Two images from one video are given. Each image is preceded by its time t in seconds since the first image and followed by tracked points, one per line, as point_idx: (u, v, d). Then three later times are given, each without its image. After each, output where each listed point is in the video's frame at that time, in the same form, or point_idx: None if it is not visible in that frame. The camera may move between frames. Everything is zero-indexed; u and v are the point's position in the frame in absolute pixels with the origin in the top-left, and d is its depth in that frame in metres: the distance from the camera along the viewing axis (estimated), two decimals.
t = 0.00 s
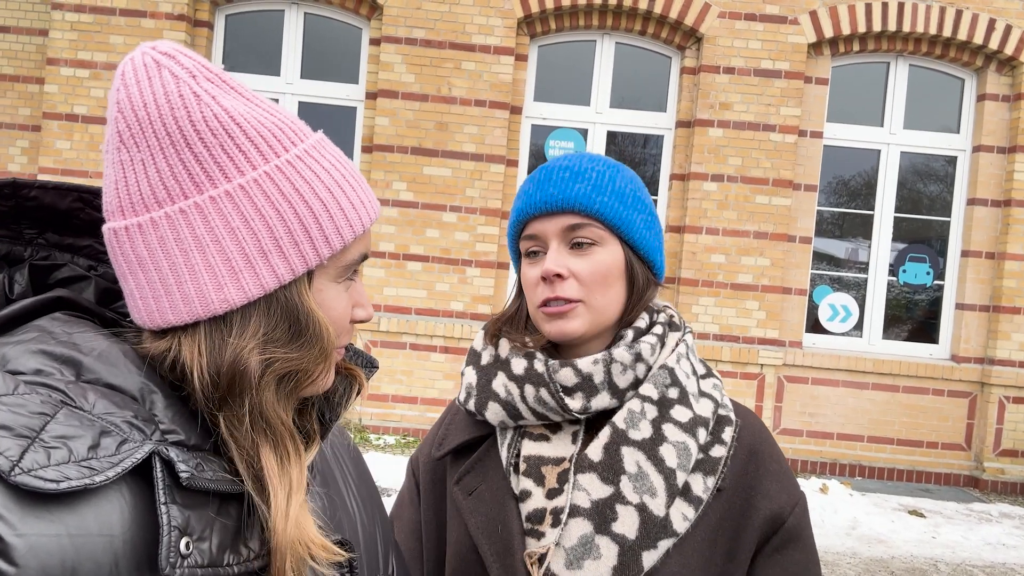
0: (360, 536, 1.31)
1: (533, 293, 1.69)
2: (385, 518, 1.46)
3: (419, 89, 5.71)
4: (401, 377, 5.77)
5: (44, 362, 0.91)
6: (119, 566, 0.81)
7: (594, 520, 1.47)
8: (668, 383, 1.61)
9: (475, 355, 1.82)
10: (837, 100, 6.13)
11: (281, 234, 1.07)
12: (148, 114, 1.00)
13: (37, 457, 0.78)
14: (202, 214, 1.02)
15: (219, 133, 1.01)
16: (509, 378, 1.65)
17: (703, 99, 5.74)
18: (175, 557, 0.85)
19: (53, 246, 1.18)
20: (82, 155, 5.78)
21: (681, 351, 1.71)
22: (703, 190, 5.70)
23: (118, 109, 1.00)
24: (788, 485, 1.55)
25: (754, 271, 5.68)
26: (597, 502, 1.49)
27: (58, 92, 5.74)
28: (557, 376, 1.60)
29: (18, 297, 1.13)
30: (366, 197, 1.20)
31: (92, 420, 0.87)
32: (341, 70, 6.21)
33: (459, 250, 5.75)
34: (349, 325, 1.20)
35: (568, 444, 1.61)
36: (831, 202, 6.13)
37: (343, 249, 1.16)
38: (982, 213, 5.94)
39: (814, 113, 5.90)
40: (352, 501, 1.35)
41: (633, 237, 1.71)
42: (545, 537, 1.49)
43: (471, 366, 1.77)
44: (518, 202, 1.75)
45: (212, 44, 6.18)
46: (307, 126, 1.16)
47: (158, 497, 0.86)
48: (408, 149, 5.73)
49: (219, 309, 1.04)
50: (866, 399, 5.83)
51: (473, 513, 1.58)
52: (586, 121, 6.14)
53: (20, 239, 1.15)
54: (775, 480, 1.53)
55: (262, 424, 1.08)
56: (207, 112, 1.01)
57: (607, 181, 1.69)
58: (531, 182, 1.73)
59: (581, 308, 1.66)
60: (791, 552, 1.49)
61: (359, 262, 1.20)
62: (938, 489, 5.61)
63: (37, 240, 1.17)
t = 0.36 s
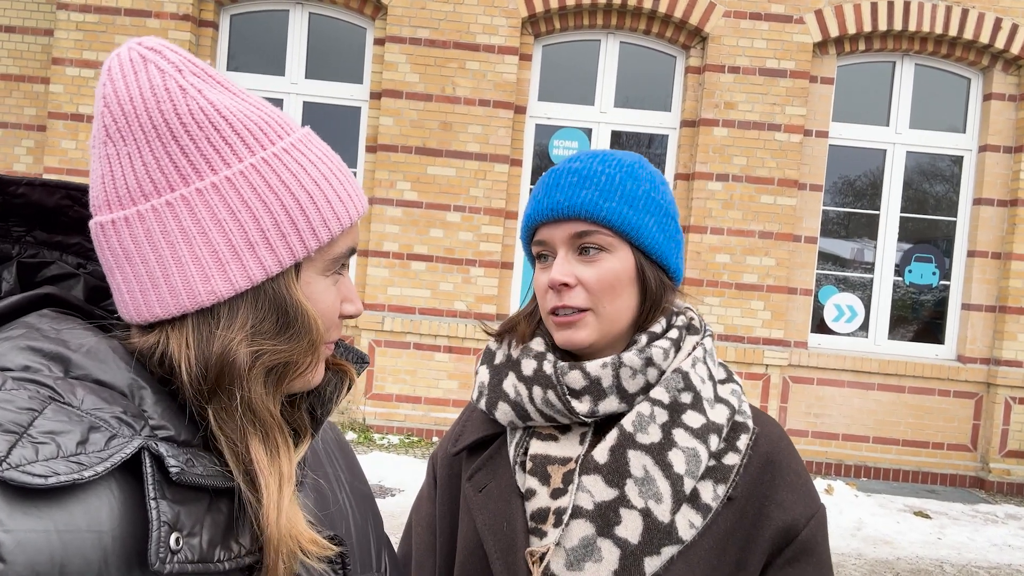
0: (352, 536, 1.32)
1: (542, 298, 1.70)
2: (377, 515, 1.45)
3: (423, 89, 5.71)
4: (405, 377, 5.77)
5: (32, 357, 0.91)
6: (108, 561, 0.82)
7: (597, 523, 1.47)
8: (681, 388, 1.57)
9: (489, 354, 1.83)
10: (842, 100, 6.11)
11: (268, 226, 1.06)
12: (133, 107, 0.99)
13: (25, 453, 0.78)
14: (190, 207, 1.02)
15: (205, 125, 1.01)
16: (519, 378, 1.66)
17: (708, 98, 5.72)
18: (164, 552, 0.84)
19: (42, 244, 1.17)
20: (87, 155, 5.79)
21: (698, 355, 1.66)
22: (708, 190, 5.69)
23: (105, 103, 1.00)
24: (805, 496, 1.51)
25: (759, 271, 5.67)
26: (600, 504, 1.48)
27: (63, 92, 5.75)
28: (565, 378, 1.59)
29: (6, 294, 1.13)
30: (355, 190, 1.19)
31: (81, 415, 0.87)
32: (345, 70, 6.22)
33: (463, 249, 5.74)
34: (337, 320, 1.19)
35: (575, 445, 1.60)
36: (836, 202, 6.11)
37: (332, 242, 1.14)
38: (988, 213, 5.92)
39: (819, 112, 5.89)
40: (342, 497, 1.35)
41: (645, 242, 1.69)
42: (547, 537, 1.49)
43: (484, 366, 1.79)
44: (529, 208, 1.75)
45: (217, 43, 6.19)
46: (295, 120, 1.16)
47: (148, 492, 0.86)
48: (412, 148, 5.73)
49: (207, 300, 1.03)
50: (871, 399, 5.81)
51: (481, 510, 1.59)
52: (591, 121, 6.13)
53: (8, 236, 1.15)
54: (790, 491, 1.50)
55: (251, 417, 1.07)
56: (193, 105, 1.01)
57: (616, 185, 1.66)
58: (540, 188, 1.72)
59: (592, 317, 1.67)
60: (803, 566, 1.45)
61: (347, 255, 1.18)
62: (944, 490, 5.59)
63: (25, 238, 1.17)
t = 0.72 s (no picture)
0: (360, 538, 1.31)
1: (546, 304, 1.70)
2: (383, 520, 1.46)
3: (425, 88, 5.71)
4: (407, 376, 5.77)
5: (41, 362, 0.91)
6: (116, 566, 0.82)
7: (601, 532, 1.47)
8: (687, 395, 1.57)
9: (491, 358, 1.83)
10: (845, 99, 6.10)
11: (274, 230, 1.06)
12: (143, 112, 1.00)
13: (35, 457, 0.78)
14: (197, 210, 1.02)
15: (212, 129, 1.01)
16: (523, 385, 1.65)
17: (710, 98, 5.72)
18: (172, 557, 0.85)
19: (52, 248, 1.18)
20: (90, 154, 5.80)
21: (704, 361, 1.66)
22: (710, 190, 5.68)
23: (115, 108, 1.01)
24: (810, 505, 1.50)
25: (761, 270, 5.66)
26: (604, 514, 1.48)
27: (66, 91, 5.76)
28: (569, 385, 1.59)
29: (16, 299, 1.13)
30: (364, 196, 1.19)
31: (90, 420, 0.87)
32: (347, 69, 6.22)
33: (465, 249, 5.74)
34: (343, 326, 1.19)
35: (579, 452, 1.61)
36: (839, 202, 6.10)
37: (338, 247, 1.14)
38: (991, 212, 5.90)
39: (822, 112, 5.88)
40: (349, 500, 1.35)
41: (649, 247, 1.68)
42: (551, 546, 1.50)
43: (487, 370, 1.79)
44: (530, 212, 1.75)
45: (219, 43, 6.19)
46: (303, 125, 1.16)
47: (157, 497, 0.86)
48: (414, 148, 5.73)
49: (213, 303, 1.03)
50: (874, 400, 5.81)
51: (484, 516, 1.59)
52: (593, 120, 6.13)
53: (19, 240, 1.15)
54: (796, 499, 1.49)
55: (257, 420, 1.07)
56: (202, 109, 1.01)
57: (619, 189, 1.66)
58: (542, 191, 1.73)
59: (594, 324, 1.67)
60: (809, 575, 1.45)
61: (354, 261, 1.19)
62: (946, 490, 5.58)
63: (35, 241, 1.17)
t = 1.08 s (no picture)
0: (362, 537, 1.31)
1: (550, 304, 1.69)
2: (386, 518, 1.46)
3: (427, 87, 5.70)
4: (408, 375, 5.77)
5: (45, 359, 0.91)
6: (119, 562, 0.82)
7: (606, 531, 1.47)
8: (690, 396, 1.57)
9: (492, 357, 1.82)
10: (847, 98, 6.09)
11: (265, 223, 1.05)
12: (139, 105, 1.01)
13: (38, 454, 0.78)
14: (189, 203, 1.02)
15: (206, 123, 1.02)
16: (526, 384, 1.65)
17: (712, 97, 5.71)
18: (174, 554, 0.85)
19: (57, 246, 1.17)
20: (91, 152, 5.80)
21: (706, 360, 1.66)
22: (712, 189, 5.68)
23: (115, 102, 1.02)
24: (810, 504, 1.51)
25: (763, 270, 5.66)
26: (609, 513, 1.48)
27: (68, 90, 5.76)
28: (573, 385, 1.59)
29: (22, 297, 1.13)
30: (365, 197, 1.18)
31: (93, 417, 0.87)
32: (349, 67, 6.21)
33: (466, 247, 5.74)
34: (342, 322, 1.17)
35: (583, 452, 1.60)
36: (841, 201, 6.09)
37: (332, 241, 1.12)
38: (993, 212, 5.90)
39: (824, 111, 5.87)
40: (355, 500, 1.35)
41: (653, 247, 1.68)
42: (555, 545, 1.49)
43: (488, 369, 1.78)
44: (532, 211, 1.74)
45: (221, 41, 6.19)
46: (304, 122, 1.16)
47: (159, 494, 0.86)
48: (416, 146, 5.73)
49: (203, 295, 1.02)
50: (875, 399, 5.80)
51: (485, 515, 1.59)
52: (594, 119, 6.12)
53: (24, 238, 1.15)
54: (796, 498, 1.50)
55: (247, 416, 1.06)
56: (195, 102, 1.01)
57: (622, 188, 1.66)
58: (545, 190, 1.72)
59: (599, 325, 1.66)
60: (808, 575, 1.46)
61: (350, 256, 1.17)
62: (947, 490, 5.58)
63: (40, 239, 1.16)
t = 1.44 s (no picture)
0: (366, 531, 1.30)
1: (552, 301, 1.69)
2: (389, 513, 1.45)
3: (428, 85, 5.70)
4: (409, 373, 5.77)
5: (48, 351, 0.92)
6: (119, 554, 0.83)
7: (611, 528, 1.48)
8: (691, 392, 1.59)
9: (491, 354, 1.81)
10: (848, 97, 6.09)
11: (142, 185, 1.02)
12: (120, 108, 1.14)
13: (39, 444, 0.79)
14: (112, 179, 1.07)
15: (132, 106, 1.07)
16: (527, 382, 1.65)
17: (713, 95, 5.71)
18: (173, 545, 0.87)
19: (63, 241, 1.18)
20: (92, 150, 5.80)
21: (704, 357, 1.67)
22: (712, 188, 5.67)
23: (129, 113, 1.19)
24: (810, 499, 1.52)
25: (763, 268, 5.65)
26: (613, 510, 1.49)
27: (68, 87, 5.76)
28: (575, 382, 1.59)
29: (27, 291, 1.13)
30: (307, 164, 1.08)
31: (95, 409, 0.87)
32: (349, 65, 6.22)
33: (467, 245, 5.74)
34: (273, 297, 1.06)
35: (585, 449, 1.61)
36: (841, 199, 6.09)
37: (212, 197, 1.02)
38: (994, 211, 5.90)
39: (825, 110, 5.87)
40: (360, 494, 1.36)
41: (654, 244, 1.69)
42: (559, 543, 1.49)
43: (488, 366, 1.77)
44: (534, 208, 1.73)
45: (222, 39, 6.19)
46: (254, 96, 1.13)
47: (159, 486, 0.88)
48: (416, 144, 5.73)
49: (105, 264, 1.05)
50: (875, 398, 5.80)
51: (487, 512, 1.58)
52: (595, 117, 6.12)
53: (30, 233, 1.15)
54: (796, 493, 1.51)
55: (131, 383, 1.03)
56: (131, 92, 1.09)
57: (625, 186, 1.66)
58: (546, 187, 1.71)
59: (601, 322, 1.67)
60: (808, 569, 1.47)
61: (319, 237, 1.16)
62: (947, 489, 5.58)
63: (46, 235, 1.16)
